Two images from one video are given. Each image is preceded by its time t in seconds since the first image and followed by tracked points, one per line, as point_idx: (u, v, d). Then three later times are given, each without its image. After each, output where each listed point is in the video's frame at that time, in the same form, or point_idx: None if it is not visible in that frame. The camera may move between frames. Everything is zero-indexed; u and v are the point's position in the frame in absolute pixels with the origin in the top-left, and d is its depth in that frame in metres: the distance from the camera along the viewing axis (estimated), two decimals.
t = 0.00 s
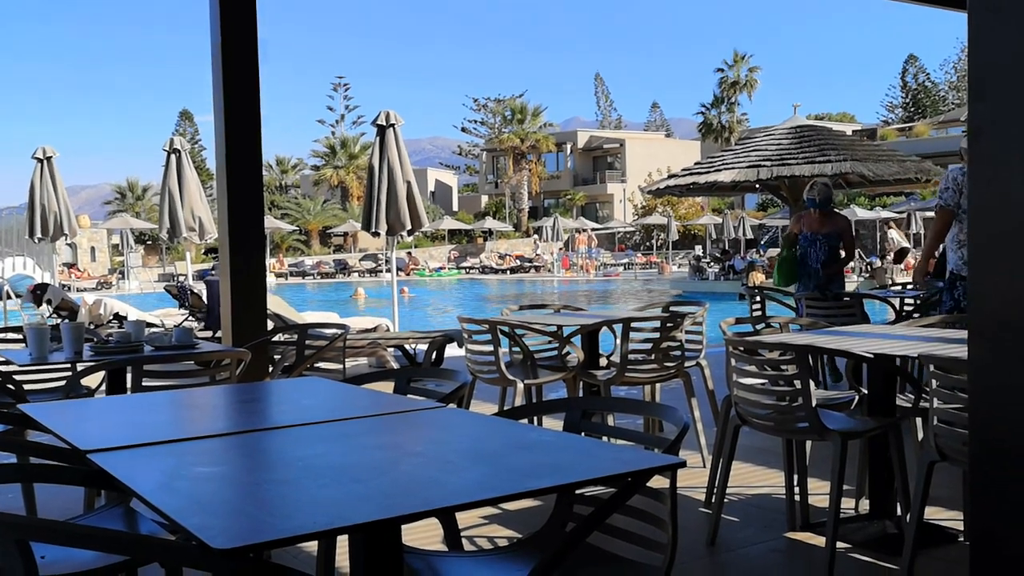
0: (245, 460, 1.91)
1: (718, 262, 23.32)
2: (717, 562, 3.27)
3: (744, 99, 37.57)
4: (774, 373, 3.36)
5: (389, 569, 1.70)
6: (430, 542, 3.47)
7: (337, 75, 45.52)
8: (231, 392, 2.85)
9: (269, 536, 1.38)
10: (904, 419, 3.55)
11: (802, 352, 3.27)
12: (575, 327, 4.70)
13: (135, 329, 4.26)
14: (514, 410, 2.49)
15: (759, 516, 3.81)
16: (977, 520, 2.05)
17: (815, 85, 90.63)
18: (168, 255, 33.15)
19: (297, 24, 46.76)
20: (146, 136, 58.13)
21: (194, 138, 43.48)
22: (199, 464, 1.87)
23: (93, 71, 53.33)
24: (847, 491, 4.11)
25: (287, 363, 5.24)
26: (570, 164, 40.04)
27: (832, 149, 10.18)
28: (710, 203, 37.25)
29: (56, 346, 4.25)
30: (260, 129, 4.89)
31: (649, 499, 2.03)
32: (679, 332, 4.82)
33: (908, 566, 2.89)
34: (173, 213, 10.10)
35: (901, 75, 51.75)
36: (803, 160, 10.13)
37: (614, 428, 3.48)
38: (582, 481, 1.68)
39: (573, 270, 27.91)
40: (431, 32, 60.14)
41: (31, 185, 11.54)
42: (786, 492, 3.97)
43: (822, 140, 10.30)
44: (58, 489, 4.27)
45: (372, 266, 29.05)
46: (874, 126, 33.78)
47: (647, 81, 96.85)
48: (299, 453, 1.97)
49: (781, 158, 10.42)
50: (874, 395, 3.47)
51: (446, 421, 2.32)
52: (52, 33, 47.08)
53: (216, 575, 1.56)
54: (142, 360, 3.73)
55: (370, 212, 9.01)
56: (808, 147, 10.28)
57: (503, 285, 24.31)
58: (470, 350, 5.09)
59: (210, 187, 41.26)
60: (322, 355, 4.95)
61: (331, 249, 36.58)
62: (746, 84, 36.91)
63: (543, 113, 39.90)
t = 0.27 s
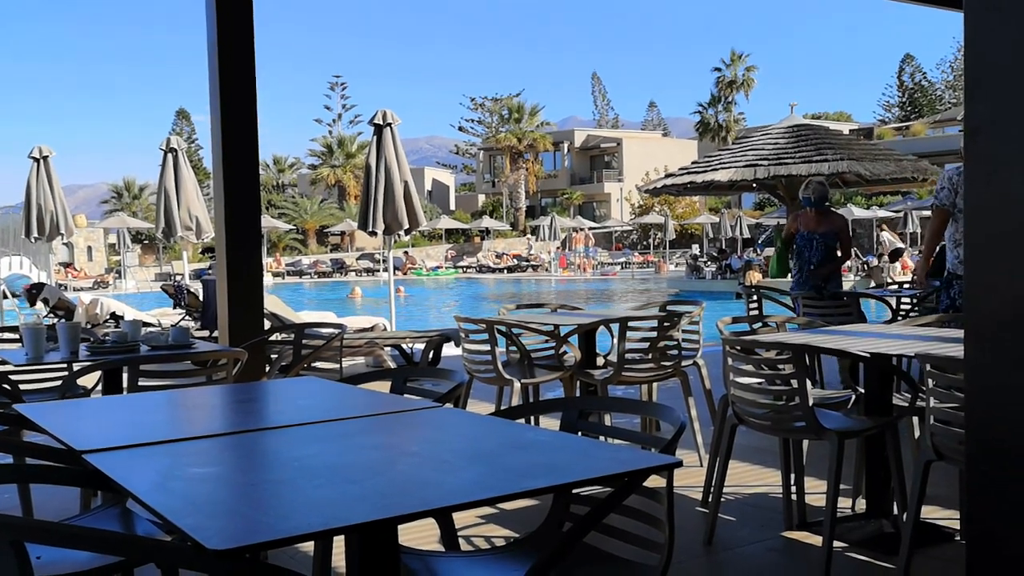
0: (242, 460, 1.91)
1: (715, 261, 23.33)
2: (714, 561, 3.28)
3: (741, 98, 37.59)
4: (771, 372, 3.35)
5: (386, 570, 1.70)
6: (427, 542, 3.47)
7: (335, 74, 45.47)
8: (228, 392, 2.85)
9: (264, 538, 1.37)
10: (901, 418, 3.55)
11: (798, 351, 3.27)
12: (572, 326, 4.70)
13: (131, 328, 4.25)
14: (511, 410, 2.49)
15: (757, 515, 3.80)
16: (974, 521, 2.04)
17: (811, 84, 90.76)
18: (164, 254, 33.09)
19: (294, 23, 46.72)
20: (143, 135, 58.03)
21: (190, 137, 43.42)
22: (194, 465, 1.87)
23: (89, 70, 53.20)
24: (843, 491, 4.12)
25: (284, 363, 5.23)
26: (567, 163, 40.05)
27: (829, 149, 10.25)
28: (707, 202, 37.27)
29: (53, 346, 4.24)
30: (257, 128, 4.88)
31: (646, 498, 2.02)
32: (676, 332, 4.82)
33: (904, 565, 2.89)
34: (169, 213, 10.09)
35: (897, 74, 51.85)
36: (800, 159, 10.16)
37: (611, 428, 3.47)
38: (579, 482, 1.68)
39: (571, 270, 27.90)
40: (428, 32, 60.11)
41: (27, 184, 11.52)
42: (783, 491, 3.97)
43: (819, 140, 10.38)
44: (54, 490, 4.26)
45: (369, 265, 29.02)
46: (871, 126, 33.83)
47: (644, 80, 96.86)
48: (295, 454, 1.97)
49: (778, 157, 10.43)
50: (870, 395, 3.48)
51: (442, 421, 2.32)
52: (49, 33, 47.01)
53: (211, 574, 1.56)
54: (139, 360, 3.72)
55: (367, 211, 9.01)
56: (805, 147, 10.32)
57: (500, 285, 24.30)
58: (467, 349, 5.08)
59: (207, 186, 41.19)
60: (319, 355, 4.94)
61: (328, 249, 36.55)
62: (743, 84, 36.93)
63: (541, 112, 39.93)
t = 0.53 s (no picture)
0: (240, 461, 1.90)
1: (711, 261, 23.34)
2: (711, 561, 3.27)
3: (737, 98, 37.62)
4: (766, 372, 3.35)
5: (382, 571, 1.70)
6: (424, 543, 3.46)
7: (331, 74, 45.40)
8: (224, 393, 2.85)
9: (261, 538, 1.37)
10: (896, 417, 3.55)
11: (794, 351, 3.28)
12: (569, 326, 4.70)
13: (126, 329, 4.24)
14: (507, 410, 2.49)
15: (752, 515, 3.81)
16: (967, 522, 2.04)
17: (808, 84, 90.93)
18: (161, 254, 33.01)
19: (290, 23, 46.68)
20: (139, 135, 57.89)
21: (187, 137, 43.34)
22: (190, 465, 1.86)
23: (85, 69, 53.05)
24: (840, 491, 4.12)
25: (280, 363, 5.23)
26: (564, 163, 40.06)
27: (826, 149, 10.28)
28: (704, 202, 37.29)
29: (48, 346, 4.23)
30: (253, 128, 4.87)
31: (642, 499, 2.02)
32: (673, 331, 4.82)
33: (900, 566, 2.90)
34: (165, 213, 10.08)
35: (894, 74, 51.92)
36: (796, 159, 10.17)
37: (608, 429, 3.46)
38: (576, 481, 1.67)
39: (568, 270, 27.89)
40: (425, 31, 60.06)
41: (22, 184, 11.50)
42: (778, 492, 3.98)
43: (816, 140, 10.42)
44: (49, 490, 4.26)
45: (366, 265, 28.99)
46: (867, 125, 33.88)
47: (641, 80, 96.90)
48: (291, 454, 1.96)
49: (774, 157, 10.44)
50: (865, 395, 3.48)
51: (439, 421, 2.32)
52: (45, 32, 46.88)
53: None
54: (135, 360, 3.71)
55: (364, 211, 9.00)
56: (801, 147, 10.35)
57: (497, 284, 24.34)
58: (464, 349, 5.07)
59: (203, 186, 41.12)
60: (315, 354, 4.91)
61: (325, 249, 36.51)
62: (740, 84, 36.96)
63: (538, 112, 39.94)
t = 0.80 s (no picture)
0: (236, 460, 1.90)
1: (708, 260, 23.34)
2: (708, 561, 3.27)
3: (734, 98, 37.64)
4: (764, 372, 3.36)
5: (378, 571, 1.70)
6: (420, 542, 3.47)
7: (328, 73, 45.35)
8: (220, 391, 2.84)
9: (256, 538, 1.37)
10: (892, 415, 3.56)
11: (792, 350, 3.28)
12: (566, 326, 4.71)
13: (123, 328, 4.23)
14: (504, 409, 2.49)
15: (749, 514, 3.81)
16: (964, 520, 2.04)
17: (804, 83, 91.03)
18: (157, 253, 32.97)
19: (287, 22, 46.67)
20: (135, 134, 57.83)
21: (183, 136, 43.29)
22: (186, 464, 1.86)
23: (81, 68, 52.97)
24: (836, 490, 4.12)
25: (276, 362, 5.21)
26: (561, 162, 40.09)
27: (822, 148, 10.31)
28: (700, 201, 37.33)
29: (44, 346, 4.23)
30: (249, 126, 4.87)
31: (639, 497, 2.02)
32: (670, 330, 4.82)
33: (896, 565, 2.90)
34: (162, 212, 10.05)
35: (891, 74, 51.95)
36: (792, 158, 10.19)
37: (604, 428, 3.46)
38: (573, 479, 1.68)
39: (564, 269, 27.89)
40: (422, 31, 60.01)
41: (18, 182, 11.48)
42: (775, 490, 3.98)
43: (812, 139, 10.45)
44: (45, 490, 4.25)
45: (363, 264, 28.96)
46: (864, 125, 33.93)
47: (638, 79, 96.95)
48: (288, 454, 1.96)
49: (770, 157, 10.45)
50: (862, 394, 3.48)
51: (436, 420, 2.32)
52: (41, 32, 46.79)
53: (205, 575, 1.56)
54: (131, 360, 3.70)
55: (360, 210, 8.99)
56: (798, 146, 10.37)
57: (494, 283, 24.36)
58: (460, 349, 5.07)
59: (199, 184, 41.06)
60: (311, 354, 4.90)
61: (321, 248, 36.48)
62: (737, 83, 36.98)
63: (534, 111, 39.93)
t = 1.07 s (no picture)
0: (232, 460, 1.90)
1: (705, 260, 23.36)
2: (705, 560, 3.28)
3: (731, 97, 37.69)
4: (759, 371, 3.37)
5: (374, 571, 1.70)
6: (417, 542, 3.46)
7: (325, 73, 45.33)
8: (216, 391, 2.84)
9: (252, 537, 1.37)
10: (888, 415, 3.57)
11: (788, 349, 3.29)
12: (562, 325, 4.71)
13: (120, 328, 4.23)
14: (501, 408, 2.49)
15: (746, 514, 3.81)
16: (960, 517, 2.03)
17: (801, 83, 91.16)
18: (154, 253, 32.94)
19: (283, 22, 46.67)
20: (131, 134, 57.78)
21: (180, 136, 43.25)
22: (182, 463, 1.86)
23: (77, 67, 52.90)
24: (832, 489, 4.13)
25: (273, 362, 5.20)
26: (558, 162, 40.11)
27: (819, 147, 10.27)
28: (697, 201, 37.37)
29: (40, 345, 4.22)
30: (247, 126, 4.86)
31: (635, 496, 2.02)
32: (666, 330, 4.83)
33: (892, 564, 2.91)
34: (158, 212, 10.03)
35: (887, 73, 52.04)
36: (789, 158, 10.18)
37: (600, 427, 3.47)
38: (568, 479, 1.68)
39: (561, 268, 27.89)
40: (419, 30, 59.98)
41: (15, 183, 11.46)
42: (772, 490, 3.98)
43: (809, 139, 10.42)
44: (41, 490, 4.24)
45: (360, 264, 28.95)
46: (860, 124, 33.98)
47: (635, 79, 97.03)
48: (284, 453, 1.96)
49: (767, 156, 10.47)
50: (859, 393, 3.49)
51: (431, 420, 2.32)
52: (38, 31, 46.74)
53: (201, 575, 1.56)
54: (128, 360, 3.70)
55: (357, 210, 8.98)
56: (794, 146, 10.37)
57: (491, 283, 24.41)
58: (457, 348, 5.07)
59: (196, 184, 41.01)
60: (308, 354, 4.90)
61: (318, 247, 36.48)
62: (733, 82, 37.03)
63: (531, 111, 39.94)
